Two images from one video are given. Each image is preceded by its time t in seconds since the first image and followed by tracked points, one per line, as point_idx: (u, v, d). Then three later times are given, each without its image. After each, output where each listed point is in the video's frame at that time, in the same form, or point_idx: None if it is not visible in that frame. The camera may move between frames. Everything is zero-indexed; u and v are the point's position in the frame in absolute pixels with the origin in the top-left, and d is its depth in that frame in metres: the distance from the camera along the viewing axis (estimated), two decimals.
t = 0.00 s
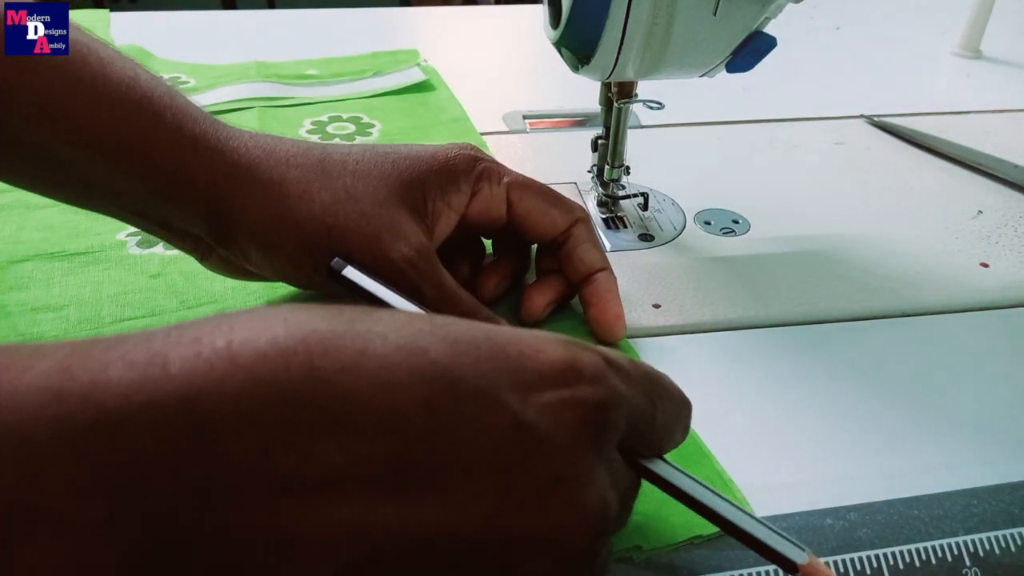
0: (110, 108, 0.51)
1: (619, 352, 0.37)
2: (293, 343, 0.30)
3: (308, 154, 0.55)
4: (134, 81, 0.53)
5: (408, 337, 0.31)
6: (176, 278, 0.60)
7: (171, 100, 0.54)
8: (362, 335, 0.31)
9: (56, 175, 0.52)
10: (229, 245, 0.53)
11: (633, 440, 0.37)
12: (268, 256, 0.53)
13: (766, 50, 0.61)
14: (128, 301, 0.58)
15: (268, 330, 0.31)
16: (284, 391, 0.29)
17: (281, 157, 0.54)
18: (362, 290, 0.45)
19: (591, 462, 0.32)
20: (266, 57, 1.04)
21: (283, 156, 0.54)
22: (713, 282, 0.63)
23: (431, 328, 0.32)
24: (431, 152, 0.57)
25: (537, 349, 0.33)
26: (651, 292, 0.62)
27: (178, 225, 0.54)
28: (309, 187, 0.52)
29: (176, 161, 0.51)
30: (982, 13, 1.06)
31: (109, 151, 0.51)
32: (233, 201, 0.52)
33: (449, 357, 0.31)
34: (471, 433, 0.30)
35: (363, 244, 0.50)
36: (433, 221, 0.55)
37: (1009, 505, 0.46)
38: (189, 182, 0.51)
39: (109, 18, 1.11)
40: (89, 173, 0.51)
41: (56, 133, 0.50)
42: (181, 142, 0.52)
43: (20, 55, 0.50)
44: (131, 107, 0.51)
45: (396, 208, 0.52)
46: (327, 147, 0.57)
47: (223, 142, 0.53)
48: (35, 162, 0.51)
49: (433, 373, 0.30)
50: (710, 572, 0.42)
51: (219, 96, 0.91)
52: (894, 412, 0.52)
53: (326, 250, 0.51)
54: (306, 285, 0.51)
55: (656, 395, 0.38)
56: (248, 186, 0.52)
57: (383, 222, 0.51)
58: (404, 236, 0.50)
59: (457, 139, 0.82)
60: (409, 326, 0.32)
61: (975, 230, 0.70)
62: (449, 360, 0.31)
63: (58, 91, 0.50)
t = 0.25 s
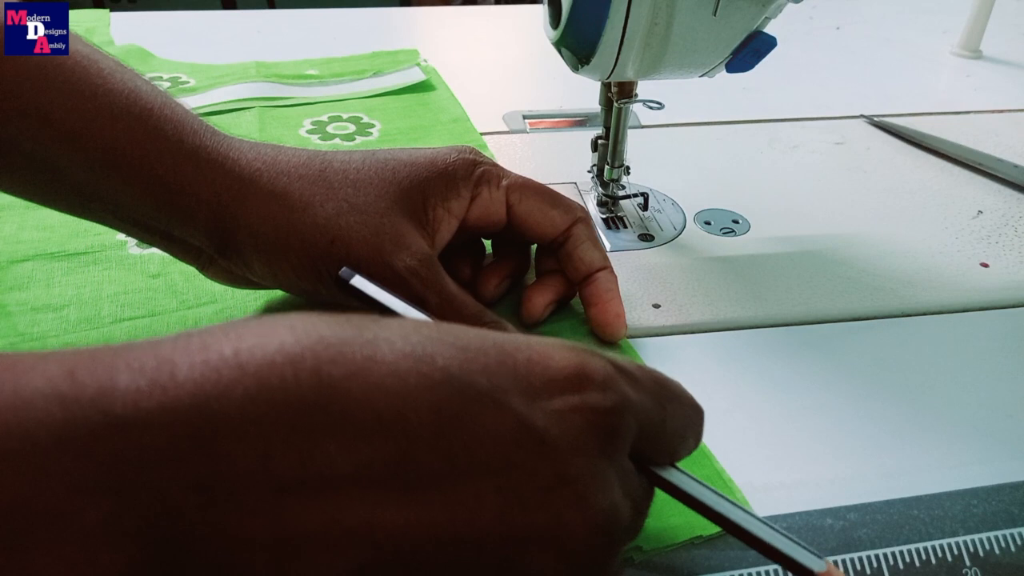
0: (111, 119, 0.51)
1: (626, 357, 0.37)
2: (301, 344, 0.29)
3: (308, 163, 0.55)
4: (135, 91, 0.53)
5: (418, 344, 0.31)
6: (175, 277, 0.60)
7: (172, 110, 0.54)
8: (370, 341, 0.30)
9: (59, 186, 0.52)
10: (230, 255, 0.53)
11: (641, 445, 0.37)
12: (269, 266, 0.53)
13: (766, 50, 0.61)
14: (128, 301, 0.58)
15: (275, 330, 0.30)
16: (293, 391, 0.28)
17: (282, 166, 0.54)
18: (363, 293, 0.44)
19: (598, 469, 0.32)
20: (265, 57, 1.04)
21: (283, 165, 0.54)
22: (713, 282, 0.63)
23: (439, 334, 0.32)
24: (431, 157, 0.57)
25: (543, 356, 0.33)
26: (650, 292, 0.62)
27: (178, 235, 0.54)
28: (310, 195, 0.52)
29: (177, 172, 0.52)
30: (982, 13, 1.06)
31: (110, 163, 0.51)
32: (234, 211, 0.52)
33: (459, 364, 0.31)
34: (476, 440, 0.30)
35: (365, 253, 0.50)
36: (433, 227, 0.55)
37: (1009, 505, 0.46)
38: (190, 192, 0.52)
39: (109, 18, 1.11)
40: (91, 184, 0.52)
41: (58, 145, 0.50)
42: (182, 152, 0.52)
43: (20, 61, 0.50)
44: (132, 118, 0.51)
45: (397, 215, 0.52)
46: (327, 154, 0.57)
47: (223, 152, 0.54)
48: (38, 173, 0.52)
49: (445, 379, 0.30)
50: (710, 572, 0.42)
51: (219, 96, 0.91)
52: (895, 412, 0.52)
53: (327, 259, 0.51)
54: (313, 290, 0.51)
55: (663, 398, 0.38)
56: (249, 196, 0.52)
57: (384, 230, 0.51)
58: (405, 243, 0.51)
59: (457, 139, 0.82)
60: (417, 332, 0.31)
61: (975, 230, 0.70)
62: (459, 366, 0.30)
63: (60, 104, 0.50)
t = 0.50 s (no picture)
0: (110, 122, 0.51)
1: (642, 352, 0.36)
2: (316, 339, 0.29)
3: (307, 164, 0.55)
4: (135, 93, 0.53)
5: (435, 334, 0.30)
6: (175, 277, 0.60)
7: (172, 113, 0.54)
8: (387, 332, 0.29)
9: (60, 189, 0.52)
10: (229, 257, 0.53)
11: (661, 441, 0.34)
12: (268, 267, 0.53)
13: (766, 50, 0.61)
14: (128, 301, 0.58)
15: (287, 327, 0.30)
16: (305, 386, 0.28)
17: (281, 167, 0.54)
18: (366, 291, 0.43)
19: (620, 461, 0.30)
20: (265, 57, 1.04)
21: (282, 166, 0.54)
22: (713, 283, 0.63)
23: (457, 325, 0.31)
24: (429, 158, 0.57)
25: (558, 344, 0.32)
26: (651, 292, 0.62)
27: (179, 237, 0.54)
28: (309, 197, 0.52)
29: (176, 174, 0.52)
30: (982, 13, 1.06)
31: (110, 165, 0.51)
32: (233, 212, 0.52)
33: (477, 351, 0.30)
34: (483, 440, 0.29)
35: (363, 253, 0.50)
36: (431, 227, 0.55)
37: (1009, 505, 0.46)
38: (190, 195, 0.52)
39: (110, 18, 1.11)
40: (91, 187, 0.52)
41: (59, 149, 0.50)
42: (181, 155, 0.52)
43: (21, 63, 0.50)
44: (131, 121, 0.52)
45: (396, 216, 0.52)
46: (326, 155, 0.57)
47: (223, 154, 0.54)
48: (39, 176, 0.52)
49: (458, 367, 0.29)
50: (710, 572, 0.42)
51: (219, 97, 0.91)
52: (895, 413, 0.52)
53: (327, 260, 0.51)
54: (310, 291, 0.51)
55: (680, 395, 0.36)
56: (248, 198, 0.52)
57: (382, 230, 0.51)
58: (403, 244, 0.50)
59: (457, 139, 0.82)
60: (435, 323, 0.31)
61: (975, 230, 0.70)
62: (477, 354, 0.29)
63: (60, 106, 0.50)
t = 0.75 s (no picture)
0: (110, 126, 0.51)
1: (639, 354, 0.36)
2: (309, 341, 0.29)
3: (307, 166, 0.55)
4: (133, 95, 0.53)
5: (429, 336, 0.30)
6: (176, 277, 0.61)
7: (172, 116, 0.54)
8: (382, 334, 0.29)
9: (62, 193, 0.52)
10: (231, 261, 0.54)
11: (657, 438, 0.34)
12: (270, 272, 0.53)
13: (766, 50, 0.61)
14: (128, 300, 0.58)
15: (284, 327, 0.30)
16: (302, 387, 0.28)
17: (281, 171, 0.54)
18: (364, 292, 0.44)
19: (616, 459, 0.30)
20: (265, 57, 1.04)
21: (282, 170, 0.54)
22: (713, 282, 0.63)
23: (453, 326, 0.31)
24: (426, 158, 0.57)
25: (550, 345, 0.32)
26: (651, 292, 0.62)
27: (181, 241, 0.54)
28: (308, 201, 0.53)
29: (177, 178, 0.52)
30: (982, 12, 1.06)
31: (111, 171, 0.51)
32: (235, 217, 0.52)
33: (469, 352, 0.30)
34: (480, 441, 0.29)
35: (363, 257, 0.50)
36: (430, 229, 0.55)
37: (1009, 505, 0.46)
38: (191, 199, 0.52)
39: (110, 18, 1.11)
40: (94, 192, 0.52)
41: (60, 155, 0.50)
42: (182, 159, 0.52)
43: (23, 64, 0.50)
44: (131, 125, 0.52)
45: (394, 219, 0.52)
46: (325, 157, 0.57)
47: (223, 158, 0.54)
48: (41, 181, 0.52)
49: (452, 368, 0.29)
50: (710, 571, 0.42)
51: (219, 97, 0.91)
52: (895, 413, 0.52)
53: (327, 265, 0.51)
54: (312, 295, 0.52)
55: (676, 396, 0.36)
56: (249, 203, 0.52)
57: (382, 234, 0.51)
58: (403, 248, 0.51)
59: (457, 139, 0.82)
60: (430, 325, 0.31)
61: (975, 230, 0.70)
62: (469, 355, 0.30)
63: (61, 111, 0.50)
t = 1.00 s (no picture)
0: (109, 135, 0.50)
1: (596, 320, 0.35)
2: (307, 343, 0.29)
3: (302, 172, 0.55)
4: (127, 97, 0.53)
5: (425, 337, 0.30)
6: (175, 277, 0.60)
7: (168, 123, 0.54)
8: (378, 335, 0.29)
9: (62, 204, 0.52)
10: (230, 271, 0.54)
11: (580, 410, 0.34)
12: (269, 282, 0.53)
13: (766, 50, 0.61)
14: (127, 301, 0.58)
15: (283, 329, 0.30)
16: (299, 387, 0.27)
17: (277, 178, 0.54)
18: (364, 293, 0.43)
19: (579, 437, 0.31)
20: (264, 56, 1.04)
21: (278, 177, 0.54)
22: (713, 282, 0.63)
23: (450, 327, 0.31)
24: (419, 159, 0.57)
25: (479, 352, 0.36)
26: (651, 292, 0.62)
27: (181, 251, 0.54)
28: (305, 207, 0.53)
29: (175, 188, 0.52)
30: (983, 12, 1.06)
31: (109, 182, 0.51)
32: (233, 228, 0.52)
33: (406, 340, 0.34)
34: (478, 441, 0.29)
35: (359, 266, 0.51)
36: (426, 230, 0.55)
37: (1010, 505, 0.46)
38: (189, 210, 0.52)
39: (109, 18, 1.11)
40: (93, 202, 0.52)
41: (58, 167, 0.50)
42: (180, 169, 0.52)
43: (22, 66, 0.49)
44: (129, 133, 0.51)
45: (392, 224, 0.52)
46: (320, 162, 0.57)
47: (220, 166, 0.54)
48: (41, 191, 0.52)
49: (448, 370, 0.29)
50: (711, 573, 0.42)
51: (218, 96, 0.90)
52: (896, 413, 0.52)
53: (325, 275, 0.52)
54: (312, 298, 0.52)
55: (641, 364, 0.35)
56: (246, 213, 0.52)
57: (377, 241, 0.51)
58: (396, 255, 0.50)
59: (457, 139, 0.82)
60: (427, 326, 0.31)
61: (975, 230, 0.70)
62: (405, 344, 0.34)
63: (57, 122, 0.49)
